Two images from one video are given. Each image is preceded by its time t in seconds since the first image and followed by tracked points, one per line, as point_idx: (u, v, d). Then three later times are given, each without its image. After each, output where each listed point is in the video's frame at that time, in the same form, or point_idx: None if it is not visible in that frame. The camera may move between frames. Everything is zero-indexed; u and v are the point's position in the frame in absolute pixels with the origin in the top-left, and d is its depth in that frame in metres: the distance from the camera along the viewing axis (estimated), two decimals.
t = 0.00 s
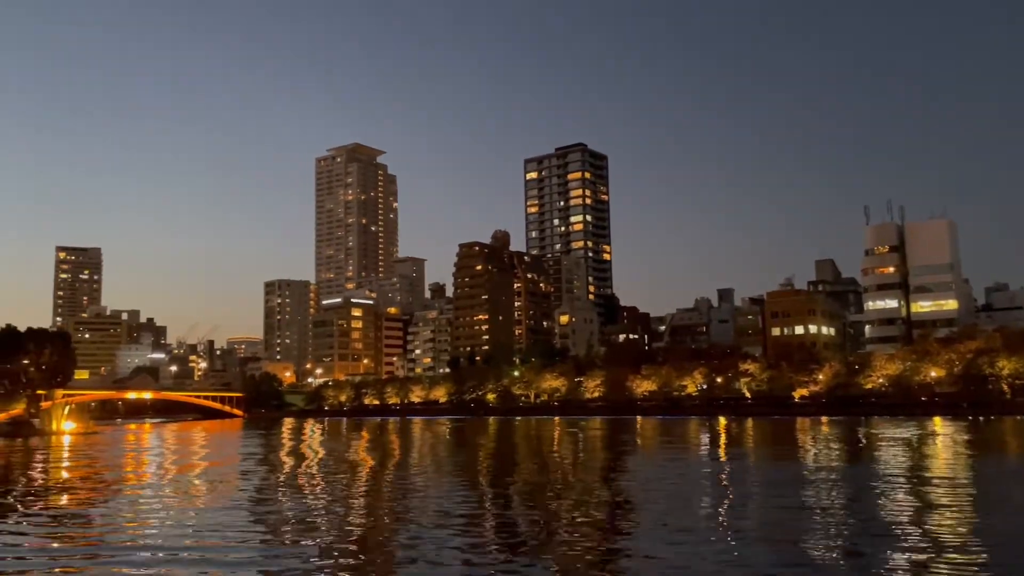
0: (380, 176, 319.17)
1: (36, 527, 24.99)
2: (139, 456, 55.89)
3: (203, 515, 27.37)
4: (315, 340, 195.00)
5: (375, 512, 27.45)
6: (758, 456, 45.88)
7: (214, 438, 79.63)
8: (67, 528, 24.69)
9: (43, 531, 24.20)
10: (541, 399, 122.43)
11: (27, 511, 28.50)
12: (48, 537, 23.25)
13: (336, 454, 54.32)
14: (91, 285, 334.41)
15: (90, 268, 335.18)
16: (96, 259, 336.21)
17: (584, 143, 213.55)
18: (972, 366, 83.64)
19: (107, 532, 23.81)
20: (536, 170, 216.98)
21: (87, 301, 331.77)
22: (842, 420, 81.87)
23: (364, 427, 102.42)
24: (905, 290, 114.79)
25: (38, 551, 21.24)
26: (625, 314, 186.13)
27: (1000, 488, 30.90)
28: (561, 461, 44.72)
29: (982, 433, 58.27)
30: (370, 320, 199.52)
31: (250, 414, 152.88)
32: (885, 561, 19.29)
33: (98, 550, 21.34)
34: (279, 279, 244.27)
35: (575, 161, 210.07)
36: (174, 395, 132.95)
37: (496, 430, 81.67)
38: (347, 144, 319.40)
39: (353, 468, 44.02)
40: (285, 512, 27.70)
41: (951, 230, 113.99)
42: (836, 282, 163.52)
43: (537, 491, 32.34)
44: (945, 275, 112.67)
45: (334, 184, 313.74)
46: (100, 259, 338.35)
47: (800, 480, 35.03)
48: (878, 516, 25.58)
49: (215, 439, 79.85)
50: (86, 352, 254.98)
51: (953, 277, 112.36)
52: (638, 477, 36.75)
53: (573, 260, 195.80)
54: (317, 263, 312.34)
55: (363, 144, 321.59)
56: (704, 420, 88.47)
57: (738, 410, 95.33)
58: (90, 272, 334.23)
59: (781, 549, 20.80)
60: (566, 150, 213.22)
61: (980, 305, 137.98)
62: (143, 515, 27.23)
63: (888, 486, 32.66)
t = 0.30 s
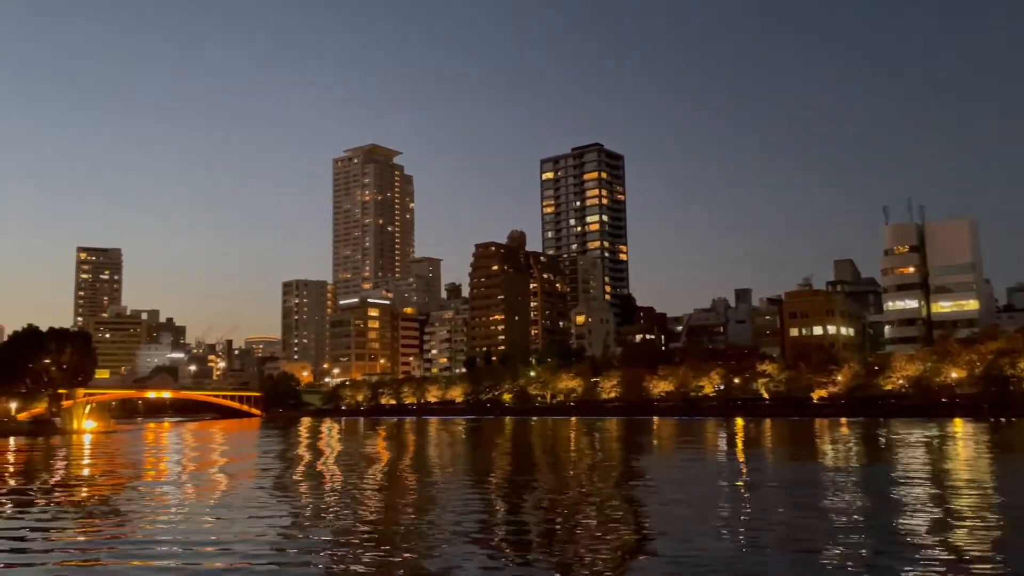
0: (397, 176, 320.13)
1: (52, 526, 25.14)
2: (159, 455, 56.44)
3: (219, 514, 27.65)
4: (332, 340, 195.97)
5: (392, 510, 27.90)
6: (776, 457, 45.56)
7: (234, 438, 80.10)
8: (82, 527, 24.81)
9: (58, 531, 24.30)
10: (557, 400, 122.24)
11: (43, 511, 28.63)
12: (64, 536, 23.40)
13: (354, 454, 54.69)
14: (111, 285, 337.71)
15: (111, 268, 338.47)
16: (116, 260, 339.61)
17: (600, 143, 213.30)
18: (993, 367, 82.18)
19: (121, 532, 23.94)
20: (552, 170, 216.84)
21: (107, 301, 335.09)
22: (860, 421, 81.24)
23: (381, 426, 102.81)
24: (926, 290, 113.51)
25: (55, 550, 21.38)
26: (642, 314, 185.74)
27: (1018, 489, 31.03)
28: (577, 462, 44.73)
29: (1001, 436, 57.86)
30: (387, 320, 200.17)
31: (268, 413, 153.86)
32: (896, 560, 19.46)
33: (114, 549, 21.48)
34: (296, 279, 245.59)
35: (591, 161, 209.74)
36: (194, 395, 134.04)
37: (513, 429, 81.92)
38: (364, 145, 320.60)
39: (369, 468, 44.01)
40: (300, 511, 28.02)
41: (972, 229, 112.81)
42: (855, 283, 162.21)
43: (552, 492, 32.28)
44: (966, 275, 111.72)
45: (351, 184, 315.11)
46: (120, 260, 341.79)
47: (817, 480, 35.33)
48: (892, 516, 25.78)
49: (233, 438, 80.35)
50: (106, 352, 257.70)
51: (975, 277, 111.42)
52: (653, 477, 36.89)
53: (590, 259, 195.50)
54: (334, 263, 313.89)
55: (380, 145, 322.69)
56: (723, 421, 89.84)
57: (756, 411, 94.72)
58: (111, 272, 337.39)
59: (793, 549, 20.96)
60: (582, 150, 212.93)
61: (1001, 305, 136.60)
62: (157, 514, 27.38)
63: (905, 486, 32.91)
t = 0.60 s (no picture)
0: (413, 177, 320.85)
1: (67, 525, 25.08)
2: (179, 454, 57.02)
3: (241, 512, 27.88)
4: (349, 340, 196.74)
5: (414, 509, 28.13)
6: (796, 459, 45.09)
7: (252, 438, 80.56)
8: (98, 527, 24.76)
9: (73, 530, 24.24)
10: (574, 400, 122.03)
11: (60, 510, 28.59)
12: (80, 536, 23.35)
13: (373, 454, 55.09)
14: (130, 286, 340.71)
15: (130, 268, 341.59)
16: (135, 261, 342.62)
17: (617, 143, 212.94)
18: (1016, 369, 80.03)
19: (137, 532, 23.87)
20: (568, 170, 216.61)
21: (126, 301, 338.21)
22: (880, 423, 80.47)
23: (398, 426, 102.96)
24: (946, 290, 112.50)
25: (72, 549, 21.30)
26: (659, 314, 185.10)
27: None
28: (595, 463, 44.70)
29: None
30: (403, 320, 200.77)
31: (286, 413, 154.83)
32: (922, 561, 19.42)
33: (130, 549, 21.39)
34: (314, 280, 247.02)
35: (607, 161, 209.29)
36: (213, 395, 135.01)
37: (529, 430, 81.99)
38: (380, 145, 321.53)
39: (386, 468, 43.92)
40: (321, 510, 28.26)
41: (994, 228, 111.53)
42: (875, 283, 160.80)
43: (570, 493, 32.01)
44: (989, 275, 110.50)
45: (368, 185, 316.21)
46: (139, 261, 344.78)
47: (837, 480, 35.34)
48: (915, 516, 25.77)
49: (251, 438, 80.70)
50: (126, 352, 260.03)
51: (996, 278, 110.21)
52: (673, 477, 36.90)
53: (606, 260, 195.11)
54: (351, 264, 315.22)
55: (396, 145, 323.53)
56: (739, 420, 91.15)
57: (775, 412, 93.99)
58: (130, 272, 340.48)
59: (817, 549, 20.91)
60: (598, 150, 212.44)
61: None
62: (174, 514, 27.26)
63: (927, 486, 32.96)
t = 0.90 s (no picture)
0: (429, 177, 321.35)
1: (88, 525, 25.22)
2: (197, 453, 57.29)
3: (263, 511, 28.23)
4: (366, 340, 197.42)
5: (434, 508, 28.40)
6: (815, 459, 45.12)
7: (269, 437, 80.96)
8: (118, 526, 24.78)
9: (93, 530, 24.24)
10: (590, 400, 121.78)
11: (79, 510, 28.48)
12: (100, 535, 23.26)
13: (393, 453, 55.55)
14: (149, 286, 343.45)
15: (149, 269, 344.34)
16: (154, 262, 345.46)
17: (633, 142, 212.22)
18: None
19: (159, 531, 23.87)
20: (584, 170, 216.13)
21: (145, 302, 341.08)
22: (900, 423, 79.84)
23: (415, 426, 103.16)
24: (967, 290, 111.47)
25: (93, 549, 21.32)
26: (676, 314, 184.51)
27: None
28: (613, 463, 44.60)
29: None
30: (419, 320, 201.21)
31: (303, 412, 155.69)
32: (944, 561, 19.45)
33: (151, 548, 21.44)
34: (331, 280, 248.16)
35: (624, 161, 208.65)
36: (231, 395, 135.86)
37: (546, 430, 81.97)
38: (396, 146, 322.18)
39: (403, 468, 43.77)
40: (342, 508, 28.58)
41: (1016, 225, 110.20)
42: (894, 282, 159.25)
43: (586, 493, 31.90)
44: (1011, 274, 108.91)
45: (384, 185, 317.04)
46: (158, 261, 347.76)
47: (857, 480, 35.34)
48: (936, 516, 25.80)
49: (269, 437, 81.00)
50: (145, 352, 262.31)
51: (1018, 277, 108.62)
52: (691, 478, 36.91)
53: (622, 259, 194.66)
54: (367, 264, 316.31)
55: (412, 145, 324.07)
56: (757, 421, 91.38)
57: (793, 412, 93.40)
58: (149, 273, 343.20)
59: (839, 550, 20.85)
60: (614, 149, 211.93)
61: None
62: (195, 514, 27.25)
63: (948, 486, 32.91)
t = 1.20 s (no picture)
0: (444, 177, 321.77)
1: (112, 520, 25.95)
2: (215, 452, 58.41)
3: (282, 508, 28.75)
4: (382, 340, 198.14)
5: (453, 506, 28.53)
6: (833, 459, 44.95)
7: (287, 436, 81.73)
8: (135, 526, 24.79)
9: (111, 530, 24.28)
10: (606, 400, 121.62)
11: (99, 510, 28.50)
12: (117, 535, 23.28)
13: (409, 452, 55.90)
14: (168, 287, 346.24)
15: (167, 270, 347.11)
16: (173, 262, 348.08)
17: (649, 142, 211.44)
18: None
19: (176, 531, 23.86)
20: (600, 169, 215.73)
21: (164, 302, 344.05)
22: (920, 423, 79.24)
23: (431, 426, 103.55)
24: (987, 288, 110.23)
25: (110, 548, 21.35)
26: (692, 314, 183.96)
27: None
28: (628, 462, 44.63)
29: None
30: (435, 320, 201.75)
31: (320, 412, 156.58)
32: (966, 562, 19.41)
33: (166, 548, 21.42)
34: (347, 280, 249.21)
35: (639, 160, 207.97)
36: (248, 395, 136.84)
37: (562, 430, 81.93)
38: (411, 146, 322.69)
39: (419, 468, 43.76)
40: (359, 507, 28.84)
41: None
42: (914, 281, 157.83)
43: (603, 494, 31.76)
44: None
45: (399, 185, 317.62)
46: (176, 262, 350.36)
47: (876, 481, 35.19)
48: (959, 516, 25.67)
49: (286, 437, 81.38)
50: (164, 352, 264.53)
51: None
52: (707, 478, 36.84)
53: (638, 259, 194.17)
54: (383, 264, 317.37)
55: (428, 146, 324.46)
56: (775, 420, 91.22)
57: (810, 412, 92.72)
58: (167, 274, 345.98)
59: (859, 549, 20.83)
60: (630, 149, 211.35)
61: None
62: (212, 514, 27.22)
63: (968, 486, 32.78)
